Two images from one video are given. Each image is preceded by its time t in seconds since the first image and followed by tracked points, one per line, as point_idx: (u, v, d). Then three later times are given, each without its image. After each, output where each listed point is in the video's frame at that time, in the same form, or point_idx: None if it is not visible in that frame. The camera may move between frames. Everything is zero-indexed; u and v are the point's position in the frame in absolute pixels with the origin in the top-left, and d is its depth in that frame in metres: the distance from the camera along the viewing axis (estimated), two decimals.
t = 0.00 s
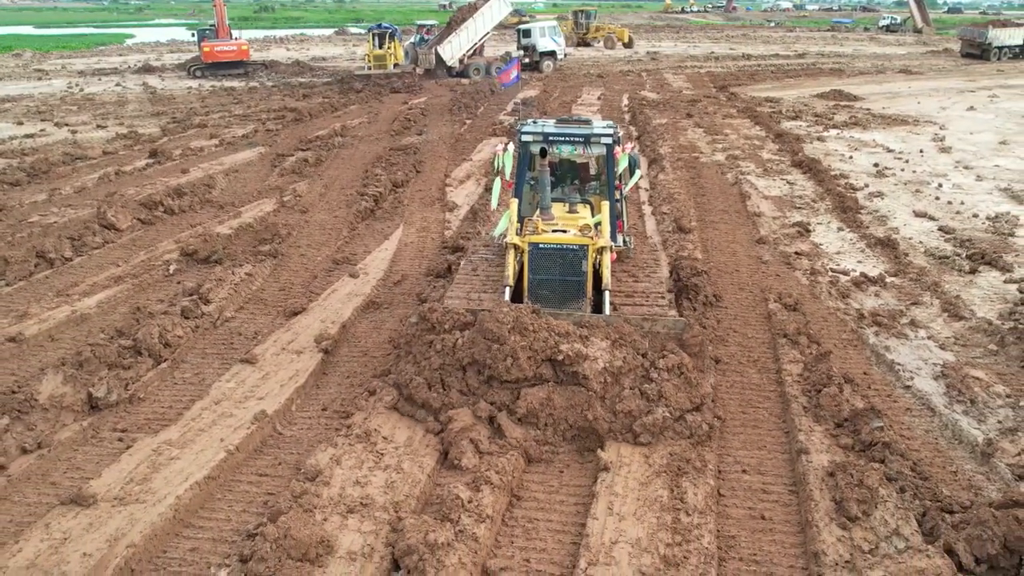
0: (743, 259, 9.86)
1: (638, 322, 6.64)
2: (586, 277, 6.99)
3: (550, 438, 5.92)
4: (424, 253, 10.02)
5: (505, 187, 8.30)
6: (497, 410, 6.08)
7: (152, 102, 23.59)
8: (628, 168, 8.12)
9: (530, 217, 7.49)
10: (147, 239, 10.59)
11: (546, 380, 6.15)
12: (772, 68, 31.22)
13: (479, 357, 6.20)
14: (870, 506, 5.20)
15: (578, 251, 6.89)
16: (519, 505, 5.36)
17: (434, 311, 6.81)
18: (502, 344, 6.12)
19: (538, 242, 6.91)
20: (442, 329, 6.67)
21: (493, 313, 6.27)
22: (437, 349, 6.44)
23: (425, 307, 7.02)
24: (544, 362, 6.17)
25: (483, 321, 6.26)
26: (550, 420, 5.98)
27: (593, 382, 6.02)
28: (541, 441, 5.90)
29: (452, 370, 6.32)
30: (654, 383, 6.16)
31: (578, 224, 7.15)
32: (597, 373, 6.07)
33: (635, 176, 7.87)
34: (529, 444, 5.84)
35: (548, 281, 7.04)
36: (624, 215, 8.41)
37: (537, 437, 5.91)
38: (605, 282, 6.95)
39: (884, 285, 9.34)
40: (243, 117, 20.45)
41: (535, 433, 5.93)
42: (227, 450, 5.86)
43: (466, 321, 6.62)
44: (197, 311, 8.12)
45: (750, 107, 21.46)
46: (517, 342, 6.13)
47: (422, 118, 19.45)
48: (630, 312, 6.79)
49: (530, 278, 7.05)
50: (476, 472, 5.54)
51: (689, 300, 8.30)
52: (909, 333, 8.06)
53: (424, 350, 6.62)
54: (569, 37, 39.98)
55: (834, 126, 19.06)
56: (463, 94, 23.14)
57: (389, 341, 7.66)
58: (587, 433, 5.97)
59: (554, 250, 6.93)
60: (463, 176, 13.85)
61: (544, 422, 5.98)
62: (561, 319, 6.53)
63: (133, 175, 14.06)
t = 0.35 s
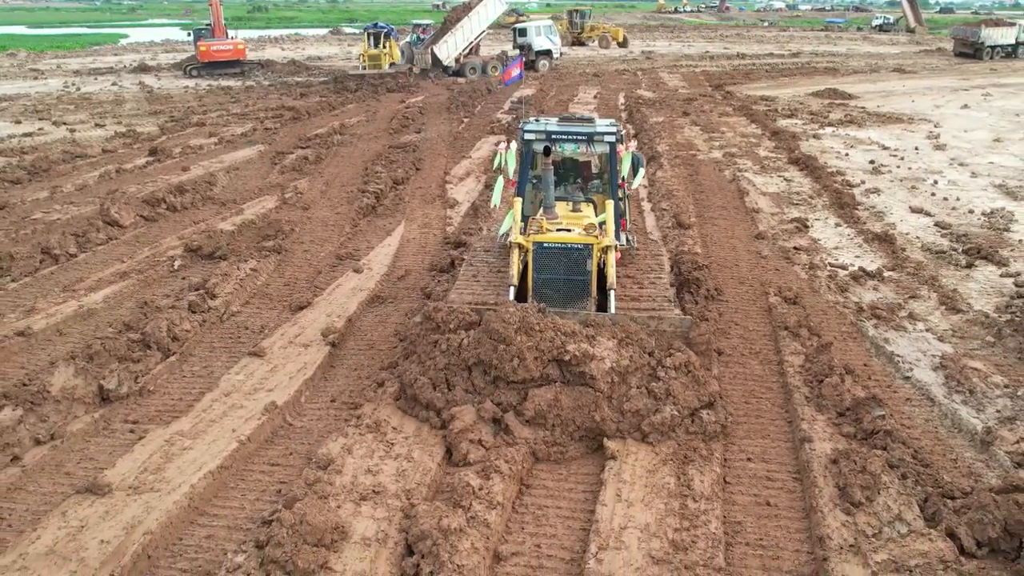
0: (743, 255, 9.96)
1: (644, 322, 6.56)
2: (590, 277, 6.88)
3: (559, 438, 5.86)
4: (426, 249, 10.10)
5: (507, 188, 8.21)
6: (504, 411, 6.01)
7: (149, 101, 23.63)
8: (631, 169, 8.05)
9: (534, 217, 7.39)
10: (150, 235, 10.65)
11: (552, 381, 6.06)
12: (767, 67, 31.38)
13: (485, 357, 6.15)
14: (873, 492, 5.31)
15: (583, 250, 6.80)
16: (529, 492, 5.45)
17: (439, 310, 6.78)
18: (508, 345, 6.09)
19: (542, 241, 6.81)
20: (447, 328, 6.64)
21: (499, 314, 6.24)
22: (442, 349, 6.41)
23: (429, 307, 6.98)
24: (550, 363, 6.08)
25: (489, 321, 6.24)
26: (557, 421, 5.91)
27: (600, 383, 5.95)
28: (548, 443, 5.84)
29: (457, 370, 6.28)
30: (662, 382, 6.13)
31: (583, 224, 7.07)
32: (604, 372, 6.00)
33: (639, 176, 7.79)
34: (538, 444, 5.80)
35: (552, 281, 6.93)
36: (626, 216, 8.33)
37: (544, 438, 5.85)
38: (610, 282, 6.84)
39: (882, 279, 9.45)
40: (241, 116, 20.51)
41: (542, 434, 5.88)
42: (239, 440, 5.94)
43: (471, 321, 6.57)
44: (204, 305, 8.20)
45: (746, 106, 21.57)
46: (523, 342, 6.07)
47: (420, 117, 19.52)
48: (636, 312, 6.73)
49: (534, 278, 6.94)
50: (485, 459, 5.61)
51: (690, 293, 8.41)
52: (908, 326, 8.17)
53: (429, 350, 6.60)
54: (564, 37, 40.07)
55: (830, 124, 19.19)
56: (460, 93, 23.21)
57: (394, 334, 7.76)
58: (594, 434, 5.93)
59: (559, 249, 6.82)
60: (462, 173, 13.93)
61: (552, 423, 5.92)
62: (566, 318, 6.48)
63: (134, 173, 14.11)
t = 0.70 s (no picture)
0: (745, 250, 10.05)
1: (653, 321, 6.51)
2: (597, 277, 6.95)
3: (570, 441, 5.78)
4: (430, 245, 10.16)
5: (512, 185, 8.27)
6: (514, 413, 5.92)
7: (149, 100, 23.68)
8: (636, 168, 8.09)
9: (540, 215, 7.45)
10: (156, 232, 10.72)
11: (561, 382, 5.98)
12: (764, 66, 31.51)
13: (493, 358, 6.06)
14: (879, 481, 5.39)
15: (590, 249, 6.85)
16: (539, 483, 5.52)
17: (445, 310, 6.69)
18: (516, 346, 5.99)
19: (549, 240, 6.86)
20: (454, 328, 6.53)
21: (507, 314, 6.13)
22: (450, 349, 6.32)
23: (436, 306, 6.92)
24: (559, 364, 6.00)
25: (497, 322, 6.13)
26: (567, 423, 5.83)
27: (610, 383, 5.88)
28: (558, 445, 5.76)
29: (464, 370, 6.20)
30: (672, 381, 6.07)
31: (590, 223, 7.12)
32: (614, 373, 5.92)
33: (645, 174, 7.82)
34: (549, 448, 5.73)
35: (559, 280, 6.99)
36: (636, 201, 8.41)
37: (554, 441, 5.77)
38: (617, 281, 6.90)
39: (882, 274, 9.53)
40: (241, 115, 20.56)
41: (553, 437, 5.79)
42: (252, 431, 6.01)
43: (479, 320, 6.48)
44: (211, 300, 8.26)
45: (744, 104, 21.67)
46: (532, 343, 5.98)
47: (420, 115, 19.60)
48: (645, 311, 6.67)
49: (540, 277, 7.00)
50: (497, 449, 5.68)
51: (694, 287, 8.52)
52: (909, 319, 8.25)
53: (436, 350, 6.51)
54: (562, 36, 40.18)
55: (828, 122, 19.30)
56: (459, 92, 23.29)
57: (400, 328, 7.83)
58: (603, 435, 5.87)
59: (565, 249, 6.88)
60: (464, 171, 14.00)
61: (562, 425, 5.83)
62: (574, 317, 6.44)
63: (136, 171, 14.16)
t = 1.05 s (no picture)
0: (747, 245, 10.11)
1: (662, 318, 6.47)
2: (604, 276, 6.97)
3: (580, 443, 5.73)
4: (434, 241, 10.21)
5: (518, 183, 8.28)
6: (523, 414, 5.86)
7: (149, 99, 23.69)
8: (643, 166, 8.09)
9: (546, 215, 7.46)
10: (160, 228, 10.76)
11: (570, 383, 5.92)
12: (762, 65, 31.59)
13: (500, 359, 5.96)
14: (885, 469, 5.45)
15: (597, 249, 6.87)
16: (550, 473, 5.57)
17: (452, 309, 6.70)
18: (524, 347, 5.91)
19: (555, 240, 6.89)
20: (461, 326, 6.51)
21: (515, 314, 6.04)
22: (457, 349, 6.25)
23: (442, 305, 6.90)
24: (568, 364, 5.93)
25: (504, 322, 6.04)
26: (576, 425, 5.78)
27: (620, 384, 5.83)
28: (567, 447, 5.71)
29: (471, 370, 6.13)
30: (683, 380, 6.02)
31: (597, 222, 7.14)
32: (623, 373, 5.88)
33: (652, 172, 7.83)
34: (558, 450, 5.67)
35: (566, 280, 7.02)
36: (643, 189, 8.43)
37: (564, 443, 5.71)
38: (624, 281, 6.92)
39: (884, 269, 9.60)
40: (241, 113, 20.58)
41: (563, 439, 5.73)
42: (263, 423, 6.05)
43: (487, 319, 6.42)
44: (218, 295, 8.30)
45: (743, 102, 21.74)
46: (540, 344, 5.90)
47: (420, 113, 19.63)
48: (653, 308, 6.64)
49: (547, 277, 7.02)
50: (507, 440, 5.73)
51: (699, 282, 8.59)
52: (911, 313, 8.31)
53: (442, 349, 6.47)
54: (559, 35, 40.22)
55: (826, 120, 19.37)
56: (459, 90, 23.32)
57: (407, 322, 7.88)
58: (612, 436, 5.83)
59: (572, 248, 6.90)
60: (465, 168, 14.04)
61: (571, 427, 5.78)
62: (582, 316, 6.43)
63: (139, 168, 14.19)
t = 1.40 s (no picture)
0: (749, 240, 10.16)
1: (670, 316, 6.41)
2: (611, 275, 7.02)
3: (590, 447, 5.65)
4: (437, 237, 10.24)
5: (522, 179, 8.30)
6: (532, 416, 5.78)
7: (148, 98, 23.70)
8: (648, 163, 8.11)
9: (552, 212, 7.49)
10: (164, 225, 10.79)
11: (578, 386, 5.84)
12: (759, 64, 31.68)
13: (507, 363, 5.87)
14: (891, 458, 5.52)
15: (604, 248, 6.91)
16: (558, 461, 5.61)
17: (459, 306, 6.55)
18: (531, 351, 5.81)
19: (562, 239, 6.92)
20: (467, 326, 6.40)
21: (521, 318, 5.94)
22: (463, 350, 6.16)
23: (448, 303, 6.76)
24: (576, 367, 5.85)
25: (511, 326, 5.94)
26: (585, 429, 5.69)
27: (629, 386, 5.76)
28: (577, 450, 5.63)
29: (477, 372, 6.03)
30: (694, 379, 5.97)
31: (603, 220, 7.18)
32: (633, 375, 5.81)
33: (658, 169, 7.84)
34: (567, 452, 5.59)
35: (572, 278, 7.06)
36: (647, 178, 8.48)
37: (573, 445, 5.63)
38: (631, 279, 6.97)
39: (885, 263, 9.66)
40: (241, 112, 20.60)
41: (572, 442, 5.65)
42: (272, 415, 6.09)
43: (493, 320, 6.31)
44: (223, 290, 8.33)
45: (741, 101, 21.81)
46: (547, 349, 5.82)
47: (420, 112, 19.66)
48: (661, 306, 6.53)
49: (554, 275, 7.07)
50: (515, 436, 5.73)
51: (701, 276, 8.64)
52: (913, 307, 8.37)
53: (447, 349, 6.36)
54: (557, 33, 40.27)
55: (824, 118, 19.44)
56: (459, 89, 23.35)
57: (413, 315, 7.93)
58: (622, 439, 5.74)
59: (579, 247, 6.95)
60: (466, 165, 14.09)
61: (581, 431, 5.69)
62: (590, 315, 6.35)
63: (140, 166, 14.21)
